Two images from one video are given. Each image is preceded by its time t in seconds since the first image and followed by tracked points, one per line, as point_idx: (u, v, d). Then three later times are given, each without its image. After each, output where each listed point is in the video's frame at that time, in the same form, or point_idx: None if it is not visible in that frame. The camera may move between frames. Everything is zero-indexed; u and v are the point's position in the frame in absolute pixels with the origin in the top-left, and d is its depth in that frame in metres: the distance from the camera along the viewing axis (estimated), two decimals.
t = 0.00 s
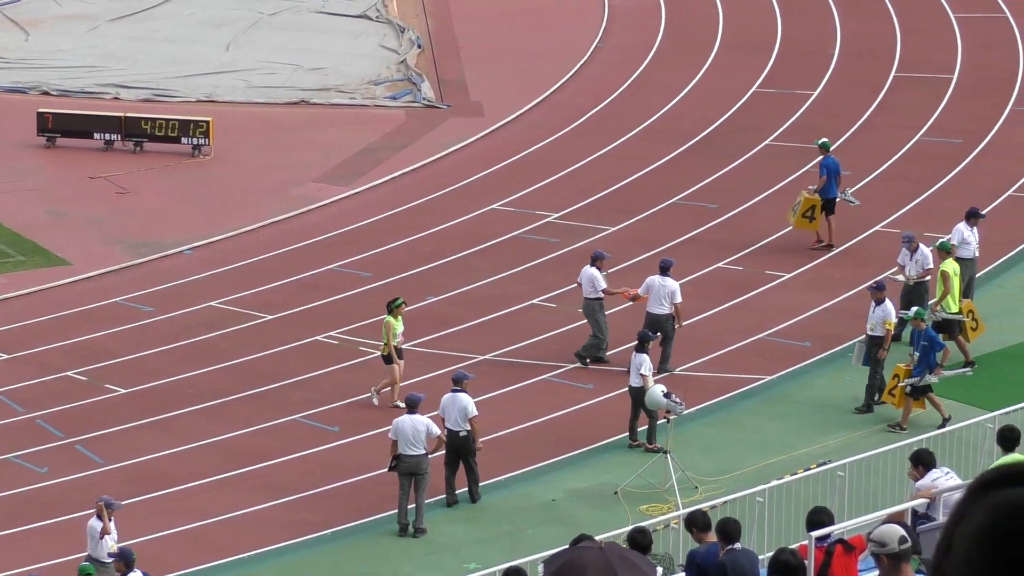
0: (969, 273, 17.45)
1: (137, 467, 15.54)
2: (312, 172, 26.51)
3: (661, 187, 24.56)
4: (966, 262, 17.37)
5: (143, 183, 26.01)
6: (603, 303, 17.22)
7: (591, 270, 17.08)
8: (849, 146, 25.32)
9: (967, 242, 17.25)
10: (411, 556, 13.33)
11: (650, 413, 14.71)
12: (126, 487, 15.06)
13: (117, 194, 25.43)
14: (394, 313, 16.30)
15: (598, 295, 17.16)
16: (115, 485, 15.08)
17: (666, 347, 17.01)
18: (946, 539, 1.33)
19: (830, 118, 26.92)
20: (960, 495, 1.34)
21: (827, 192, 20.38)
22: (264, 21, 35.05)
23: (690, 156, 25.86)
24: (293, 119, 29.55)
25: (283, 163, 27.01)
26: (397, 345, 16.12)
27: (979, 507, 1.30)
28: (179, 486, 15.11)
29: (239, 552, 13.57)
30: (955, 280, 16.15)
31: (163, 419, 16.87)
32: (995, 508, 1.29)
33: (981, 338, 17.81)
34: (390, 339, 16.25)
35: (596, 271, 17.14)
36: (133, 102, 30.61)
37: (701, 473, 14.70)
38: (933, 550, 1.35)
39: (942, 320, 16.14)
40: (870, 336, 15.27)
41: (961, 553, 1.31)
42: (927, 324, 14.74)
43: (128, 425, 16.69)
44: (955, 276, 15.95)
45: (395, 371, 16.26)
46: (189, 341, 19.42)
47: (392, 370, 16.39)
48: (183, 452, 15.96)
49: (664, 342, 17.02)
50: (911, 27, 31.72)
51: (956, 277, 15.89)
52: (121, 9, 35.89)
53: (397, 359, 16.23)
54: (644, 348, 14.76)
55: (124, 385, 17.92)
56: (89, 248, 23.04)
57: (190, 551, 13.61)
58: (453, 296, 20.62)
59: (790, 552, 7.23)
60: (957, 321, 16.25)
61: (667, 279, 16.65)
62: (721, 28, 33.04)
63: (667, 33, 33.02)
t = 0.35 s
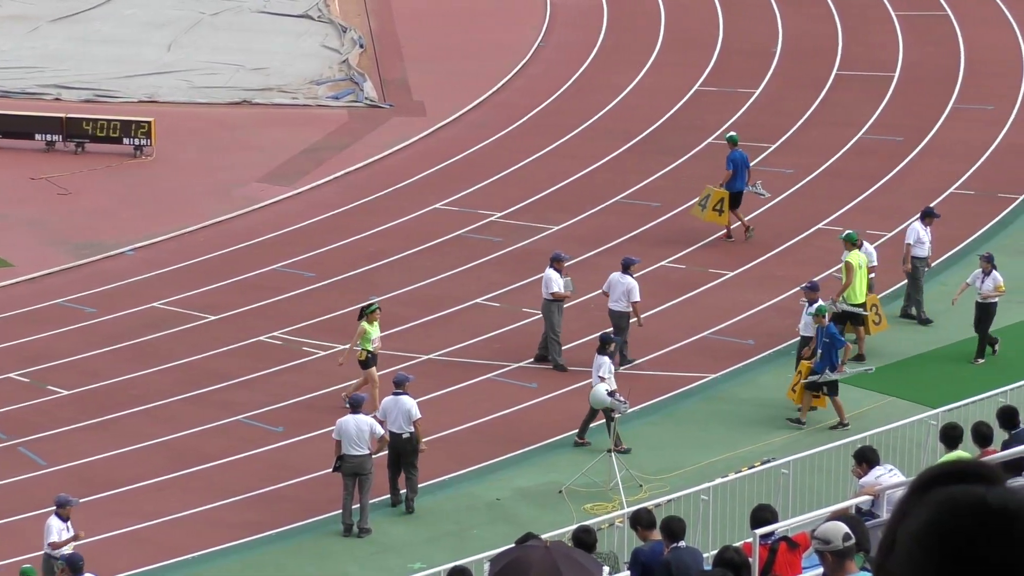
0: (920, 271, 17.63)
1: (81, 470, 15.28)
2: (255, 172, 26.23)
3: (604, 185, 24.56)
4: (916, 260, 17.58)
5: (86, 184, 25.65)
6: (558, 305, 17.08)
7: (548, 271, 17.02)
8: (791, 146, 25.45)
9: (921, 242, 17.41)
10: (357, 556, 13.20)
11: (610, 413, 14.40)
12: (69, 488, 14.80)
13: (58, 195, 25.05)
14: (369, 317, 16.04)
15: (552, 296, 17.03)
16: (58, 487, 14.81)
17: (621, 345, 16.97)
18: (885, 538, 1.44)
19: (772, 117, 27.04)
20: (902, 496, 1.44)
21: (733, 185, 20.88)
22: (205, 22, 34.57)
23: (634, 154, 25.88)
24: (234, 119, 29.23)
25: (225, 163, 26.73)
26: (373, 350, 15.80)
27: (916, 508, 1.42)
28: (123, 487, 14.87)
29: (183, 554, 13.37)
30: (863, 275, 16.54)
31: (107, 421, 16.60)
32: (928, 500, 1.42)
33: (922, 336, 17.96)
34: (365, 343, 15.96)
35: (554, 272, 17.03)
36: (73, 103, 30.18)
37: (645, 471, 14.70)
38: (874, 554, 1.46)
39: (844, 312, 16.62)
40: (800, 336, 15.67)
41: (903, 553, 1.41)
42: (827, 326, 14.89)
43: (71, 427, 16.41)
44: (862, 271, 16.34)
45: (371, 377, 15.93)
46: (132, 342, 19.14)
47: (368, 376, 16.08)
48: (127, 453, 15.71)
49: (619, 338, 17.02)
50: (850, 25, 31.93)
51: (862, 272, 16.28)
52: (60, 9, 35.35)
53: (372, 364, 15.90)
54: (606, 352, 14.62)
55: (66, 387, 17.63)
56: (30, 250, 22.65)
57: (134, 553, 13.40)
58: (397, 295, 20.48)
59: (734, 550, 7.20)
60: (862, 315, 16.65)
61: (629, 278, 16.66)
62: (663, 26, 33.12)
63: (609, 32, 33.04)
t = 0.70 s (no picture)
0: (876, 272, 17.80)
1: (24, 473, 15.02)
2: (199, 173, 25.93)
3: (549, 185, 24.53)
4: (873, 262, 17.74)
5: (28, 185, 25.28)
6: (516, 308, 17.07)
7: (506, 274, 17.09)
8: (735, 146, 25.54)
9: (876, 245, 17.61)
10: (303, 557, 13.07)
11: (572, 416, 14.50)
12: (11, 492, 14.55)
13: None
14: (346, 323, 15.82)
15: (510, 298, 17.08)
16: None
17: (594, 342, 17.07)
18: (827, 530, 1.70)
19: (716, 116, 27.15)
20: (839, 494, 1.69)
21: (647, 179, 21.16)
22: (148, 22, 34.13)
23: (578, 154, 25.87)
24: (177, 120, 28.88)
25: (167, 163, 26.41)
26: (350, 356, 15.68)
27: (853, 498, 1.67)
28: (66, 490, 14.64)
29: (128, 557, 13.19)
30: (766, 268, 16.91)
31: (49, 423, 16.34)
32: (863, 494, 1.67)
33: (864, 334, 18.10)
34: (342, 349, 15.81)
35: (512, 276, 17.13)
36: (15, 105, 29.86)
37: (590, 470, 14.67)
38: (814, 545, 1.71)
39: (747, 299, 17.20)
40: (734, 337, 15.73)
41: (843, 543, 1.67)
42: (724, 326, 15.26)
43: (13, 430, 16.14)
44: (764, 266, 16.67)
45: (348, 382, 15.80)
46: (74, 344, 18.86)
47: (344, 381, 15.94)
48: (70, 456, 15.46)
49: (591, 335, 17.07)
50: (792, 24, 32.12)
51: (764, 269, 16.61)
52: None
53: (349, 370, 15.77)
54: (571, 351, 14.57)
55: (8, 389, 17.34)
56: None
57: (78, 557, 13.20)
58: (342, 295, 20.32)
59: (679, 548, 7.17)
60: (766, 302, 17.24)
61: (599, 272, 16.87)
62: (606, 26, 33.16)
63: (552, 32, 33.03)
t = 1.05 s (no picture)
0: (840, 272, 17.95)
1: None
2: (148, 175, 25.65)
3: (501, 186, 24.49)
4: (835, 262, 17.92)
5: None
6: (486, 310, 17.01)
7: (476, 276, 17.05)
8: (687, 146, 25.61)
9: (834, 243, 17.80)
10: (255, 560, 12.95)
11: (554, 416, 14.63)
12: None
13: None
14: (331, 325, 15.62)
15: (479, 300, 16.98)
16: None
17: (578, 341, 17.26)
18: (777, 540, 1.62)
19: (666, 116, 27.22)
20: (784, 503, 1.61)
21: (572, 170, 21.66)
22: (96, 24, 33.70)
23: (530, 154, 25.84)
24: (126, 122, 28.56)
25: (116, 164, 26.11)
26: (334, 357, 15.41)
27: (799, 507, 1.59)
28: (14, 494, 14.42)
29: (77, 561, 13.02)
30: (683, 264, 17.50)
31: None
32: (804, 503, 1.59)
33: (815, 333, 18.20)
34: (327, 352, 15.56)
35: (483, 278, 17.10)
36: None
37: (541, 470, 14.64)
38: (763, 559, 1.64)
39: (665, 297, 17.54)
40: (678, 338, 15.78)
41: (797, 557, 1.59)
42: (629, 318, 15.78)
43: None
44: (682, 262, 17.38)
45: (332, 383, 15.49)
46: (22, 347, 18.60)
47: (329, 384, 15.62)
48: (18, 459, 15.24)
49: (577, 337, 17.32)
50: (742, 24, 32.25)
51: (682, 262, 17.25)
52: None
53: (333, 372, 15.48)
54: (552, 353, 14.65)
55: None
56: None
57: (27, 562, 13.01)
58: (293, 297, 20.17)
59: (631, 548, 7.12)
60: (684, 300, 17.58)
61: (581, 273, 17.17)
62: (557, 26, 33.15)
63: (503, 32, 32.99)
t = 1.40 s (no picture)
0: (818, 270, 17.95)
1: None
2: (111, 175, 25.42)
3: (466, 185, 24.44)
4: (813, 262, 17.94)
5: None
6: (462, 312, 16.91)
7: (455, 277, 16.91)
8: (651, 145, 25.64)
9: (813, 240, 17.81)
10: (219, 560, 12.88)
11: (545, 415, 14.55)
12: None
13: None
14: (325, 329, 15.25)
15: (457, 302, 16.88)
16: None
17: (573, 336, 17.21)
18: (740, 540, 1.60)
19: (631, 115, 27.24)
20: (749, 502, 1.60)
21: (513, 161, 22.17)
22: (58, 24, 33.37)
23: (495, 153, 25.81)
24: (88, 122, 28.29)
25: (79, 164, 25.89)
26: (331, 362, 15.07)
27: (763, 505, 1.57)
28: None
29: (40, 563, 12.90)
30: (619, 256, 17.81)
31: None
32: (771, 502, 1.58)
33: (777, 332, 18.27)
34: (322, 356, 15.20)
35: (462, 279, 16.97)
36: None
37: (506, 469, 14.62)
38: (727, 559, 1.61)
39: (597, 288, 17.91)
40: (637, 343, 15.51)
41: (763, 557, 1.58)
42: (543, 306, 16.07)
43: None
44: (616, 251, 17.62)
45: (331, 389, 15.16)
46: None
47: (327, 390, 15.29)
48: None
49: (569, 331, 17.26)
50: (707, 23, 32.32)
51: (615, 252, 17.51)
52: None
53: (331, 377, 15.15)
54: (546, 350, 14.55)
55: None
56: None
57: None
58: (257, 297, 20.04)
59: (596, 546, 7.10)
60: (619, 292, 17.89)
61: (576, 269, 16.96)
62: (521, 25, 33.12)
63: (467, 31, 32.92)
